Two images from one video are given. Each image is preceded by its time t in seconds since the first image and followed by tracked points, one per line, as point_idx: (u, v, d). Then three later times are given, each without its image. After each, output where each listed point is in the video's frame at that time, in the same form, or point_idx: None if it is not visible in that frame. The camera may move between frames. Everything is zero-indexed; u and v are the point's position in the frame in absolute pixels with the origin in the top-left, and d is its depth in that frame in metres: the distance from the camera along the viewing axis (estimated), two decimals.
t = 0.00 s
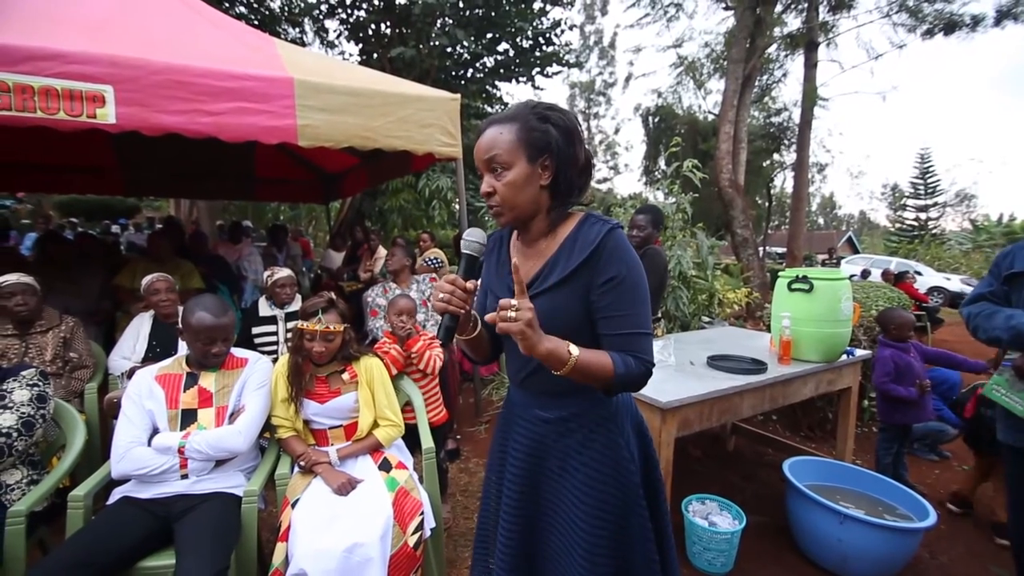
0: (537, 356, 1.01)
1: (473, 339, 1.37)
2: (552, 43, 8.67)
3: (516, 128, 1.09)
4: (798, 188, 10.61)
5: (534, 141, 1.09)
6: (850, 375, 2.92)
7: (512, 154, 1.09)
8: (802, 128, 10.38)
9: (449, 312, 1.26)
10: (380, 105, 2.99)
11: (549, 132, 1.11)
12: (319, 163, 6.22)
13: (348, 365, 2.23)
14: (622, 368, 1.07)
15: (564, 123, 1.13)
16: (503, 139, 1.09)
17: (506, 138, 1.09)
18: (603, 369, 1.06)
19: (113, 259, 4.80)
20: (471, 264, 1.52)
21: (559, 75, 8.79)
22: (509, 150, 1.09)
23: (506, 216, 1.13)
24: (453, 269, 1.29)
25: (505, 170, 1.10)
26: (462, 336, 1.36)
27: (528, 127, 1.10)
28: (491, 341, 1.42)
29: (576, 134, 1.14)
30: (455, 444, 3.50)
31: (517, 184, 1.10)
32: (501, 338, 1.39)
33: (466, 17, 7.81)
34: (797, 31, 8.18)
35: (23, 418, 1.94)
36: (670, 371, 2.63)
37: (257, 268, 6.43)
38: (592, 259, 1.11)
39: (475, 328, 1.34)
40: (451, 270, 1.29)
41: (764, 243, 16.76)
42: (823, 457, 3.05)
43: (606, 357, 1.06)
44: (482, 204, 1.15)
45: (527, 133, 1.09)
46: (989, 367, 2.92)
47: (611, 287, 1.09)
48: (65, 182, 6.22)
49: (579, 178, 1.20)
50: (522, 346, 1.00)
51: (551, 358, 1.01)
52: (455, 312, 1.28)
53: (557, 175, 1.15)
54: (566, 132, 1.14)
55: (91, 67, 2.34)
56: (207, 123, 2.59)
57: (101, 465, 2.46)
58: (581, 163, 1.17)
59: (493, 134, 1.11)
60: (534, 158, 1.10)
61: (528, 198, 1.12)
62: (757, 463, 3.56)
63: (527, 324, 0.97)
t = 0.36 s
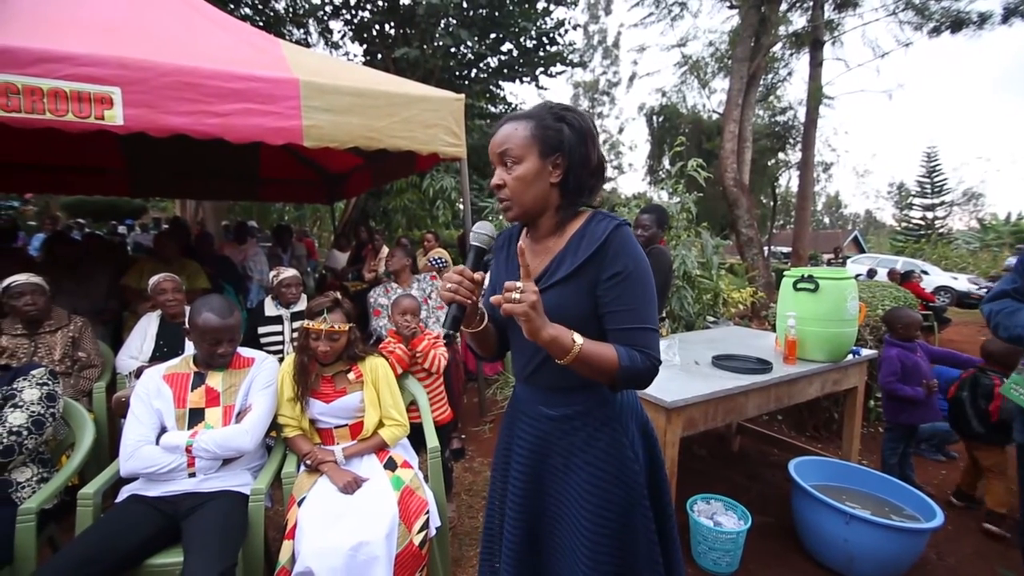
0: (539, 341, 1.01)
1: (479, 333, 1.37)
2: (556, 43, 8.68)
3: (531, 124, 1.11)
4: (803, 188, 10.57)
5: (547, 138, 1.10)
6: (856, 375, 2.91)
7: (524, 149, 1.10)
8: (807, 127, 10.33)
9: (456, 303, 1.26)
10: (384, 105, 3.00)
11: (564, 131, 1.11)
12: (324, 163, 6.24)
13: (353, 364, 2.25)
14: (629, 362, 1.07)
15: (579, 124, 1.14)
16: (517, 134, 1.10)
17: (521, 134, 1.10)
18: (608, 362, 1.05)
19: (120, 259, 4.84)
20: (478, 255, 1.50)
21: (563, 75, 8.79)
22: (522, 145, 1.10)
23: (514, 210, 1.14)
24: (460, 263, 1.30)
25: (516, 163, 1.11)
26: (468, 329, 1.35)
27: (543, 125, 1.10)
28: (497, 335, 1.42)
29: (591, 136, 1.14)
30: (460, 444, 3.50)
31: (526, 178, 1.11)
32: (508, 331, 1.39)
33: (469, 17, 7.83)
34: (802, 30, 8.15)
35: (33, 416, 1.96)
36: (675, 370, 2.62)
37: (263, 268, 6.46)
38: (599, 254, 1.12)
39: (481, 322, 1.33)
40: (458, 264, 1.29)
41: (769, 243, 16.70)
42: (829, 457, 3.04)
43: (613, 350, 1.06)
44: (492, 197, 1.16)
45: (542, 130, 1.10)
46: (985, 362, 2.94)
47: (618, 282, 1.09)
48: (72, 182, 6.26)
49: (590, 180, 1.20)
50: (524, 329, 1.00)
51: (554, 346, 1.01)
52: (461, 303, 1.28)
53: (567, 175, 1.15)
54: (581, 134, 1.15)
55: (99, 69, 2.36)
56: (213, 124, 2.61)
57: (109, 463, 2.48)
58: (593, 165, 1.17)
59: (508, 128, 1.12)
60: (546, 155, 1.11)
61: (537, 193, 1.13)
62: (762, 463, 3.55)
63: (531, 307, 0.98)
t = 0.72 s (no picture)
0: (549, 301, 0.98)
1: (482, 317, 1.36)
2: (559, 41, 8.66)
3: (557, 117, 1.12)
4: (809, 184, 10.51)
5: (570, 132, 1.12)
6: (863, 372, 2.90)
7: (545, 138, 1.11)
8: (813, 123, 10.26)
9: (453, 279, 1.27)
10: (388, 105, 3.01)
11: (587, 128, 1.12)
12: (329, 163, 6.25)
13: (360, 363, 2.25)
14: (637, 347, 1.03)
15: (605, 123, 1.14)
16: (541, 125, 1.12)
17: (544, 124, 1.12)
18: (616, 344, 1.02)
19: (127, 260, 4.87)
20: (481, 238, 1.51)
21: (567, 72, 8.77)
22: (543, 134, 1.11)
23: (528, 197, 1.15)
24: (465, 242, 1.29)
25: (535, 151, 1.12)
26: (470, 310, 1.34)
27: (569, 120, 1.12)
28: (502, 323, 1.41)
29: (618, 137, 1.13)
30: (466, 441, 3.51)
31: (541, 167, 1.12)
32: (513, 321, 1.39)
33: (473, 15, 7.83)
34: (807, 25, 8.09)
35: (44, 415, 1.98)
36: (681, 368, 2.62)
37: (268, 268, 6.48)
38: (610, 246, 1.12)
39: (481, 304, 1.32)
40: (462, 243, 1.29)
41: (774, 240, 16.61)
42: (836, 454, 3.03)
43: (621, 332, 1.03)
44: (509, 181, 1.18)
45: (566, 124, 1.12)
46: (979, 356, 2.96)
47: (629, 273, 1.09)
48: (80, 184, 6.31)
49: (609, 180, 1.19)
50: (537, 284, 0.98)
51: (564, 310, 0.98)
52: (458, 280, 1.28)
53: (586, 171, 1.16)
54: (608, 133, 1.15)
55: (105, 71, 2.38)
56: (219, 124, 2.62)
57: (119, 462, 2.51)
58: (615, 166, 1.17)
59: (535, 119, 1.15)
60: (566, 148, 1.12)
61: (550, 183, 1.14)
62: (769, 461, 3.54)
63: (548, 263, 0.95)
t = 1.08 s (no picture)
0: (532, 290, 1.03)
1: (495, 299, 1.40)
2: (560, 38, 8.65)
3: (576, 113, 1.14)
4: (811, 181, 10.48)
5: (583, 127, 1.12)
6: (865, 369, 2.89)
7: (559, 134, 1.13)
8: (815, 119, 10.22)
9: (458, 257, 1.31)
10: (389, 102, 3.00)
11: (601, 124, 1.11)
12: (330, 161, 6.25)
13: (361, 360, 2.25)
14: (622, 347, 1.02)
15: (622, 120, 1.12)
16: (559, 121, 1.14)
17: (561, 120, 1.15)
18: (598, 342, 1.02)
19: (129, 258, 4.88)
20: (492, 220, 1.49)
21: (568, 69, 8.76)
22: (558, 129, 1.13)
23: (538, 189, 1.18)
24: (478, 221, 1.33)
25: (550, 146, 1.15)
26: (481, 292, 1.38)
27: (585, 116, 1.12)
28: (515, 310, 1.44)
29: (631, 135, 1.11)
30: (468, 439, 3.52)
31: (553, 162, 1.14)
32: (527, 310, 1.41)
33: (473, 13, 7.82)
34: (809, 21, 8.06)
35: (47, 413, 1.99)
36: (683, 365, 2.62)
37: (270, 266, 6.49)
38: (614, 245, 1.12)
39: (492, 285, 1.35)
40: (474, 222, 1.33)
41: (776, 237, 16.59)
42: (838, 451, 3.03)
43: (607, 330, 1.03)
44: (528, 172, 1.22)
45: (580, 119, 1.12)
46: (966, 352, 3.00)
47: (629, 273, 1.08)
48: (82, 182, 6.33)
49: (623, 179, 1.17)
50: (521, 272, 1.03)
51: (547, 300, 1.02)
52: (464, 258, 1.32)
53: (597, 168, 1.15)
54: (624, 131, 1.13)
55: (106, 69, 2.38)
56: (220, 122, 2.62)
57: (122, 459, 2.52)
58: (628, 164, 1.14)
59: (556, 116, 1.18)
60: (578, 144, 1.13)
61: (560, 179, 1.15)
62: (770, 458, 3.54)
63: (532, 254, 1.01)
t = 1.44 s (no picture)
0: (552, 274, 1.05)
1: (516, 290, 1.44)
2: (557, 35, 8.64)
3: (598, 114, 1.16)
4: (808, 179, 10.50)
5: (604, 128, 1.14)
6: (861, 365, 2.90)
7: (582, 134, 1.16)
8: (811, 117, 10.24)
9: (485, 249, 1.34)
10: (386, 100, 3.00)
11: (621, 126, 1.13)
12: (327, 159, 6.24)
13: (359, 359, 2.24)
14: (630, 335, 1.04)
15: (642, 123, 1.14)
16: (583, 121, 1.17)
17: (584, 121, 1.17)
18: (607, 328, 1.04)
19: (125, 257, 4.86)
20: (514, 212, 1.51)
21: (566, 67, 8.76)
22: (582, 129, 1.16)
23: (559, 186, 1.21)
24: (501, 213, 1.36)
25: (572, 145, 1.17)
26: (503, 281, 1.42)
27: (607, 117, 1.15)
28: (536, 301, 1.48)
29: (651, 137, 1.13)
30: (466, 437, 3.52)
31: (575, 160, 1.17)
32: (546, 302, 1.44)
33: (470, 10, 7.81)
34: (806, 19, 8.07)
35: (41, 412, 1.98)
36: (680, 362, 2.62)
37: (267, 264, 6.47)
38: (627, 240, 1.14)
39: (515, 276, 1.37)
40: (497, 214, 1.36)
41: (773, 235, 16.61)
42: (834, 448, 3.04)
43: (616, 318, 1.05)
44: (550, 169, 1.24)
45: (602, 120, 1.15)
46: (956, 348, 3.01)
47: (641, 268, 1.10)
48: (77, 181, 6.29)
49: (639, 180, 1.19)
50: (543, 256, 1.05)
51: (565, 285, 1.04)
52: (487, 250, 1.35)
53: (616, 167, 1.17)
54: (644, 133, 1.15)
55: (101, 67, 2.36)
56: (215, 120, 2.61)
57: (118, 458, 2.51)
58: (646, 165, 1.17)
59: (579, 117, 1.20)
60: (599, 144, 1.14)
61: (581, 177, 1.18)
62: (767, 455, 3.55)
63: (554, 237, 1.02)
